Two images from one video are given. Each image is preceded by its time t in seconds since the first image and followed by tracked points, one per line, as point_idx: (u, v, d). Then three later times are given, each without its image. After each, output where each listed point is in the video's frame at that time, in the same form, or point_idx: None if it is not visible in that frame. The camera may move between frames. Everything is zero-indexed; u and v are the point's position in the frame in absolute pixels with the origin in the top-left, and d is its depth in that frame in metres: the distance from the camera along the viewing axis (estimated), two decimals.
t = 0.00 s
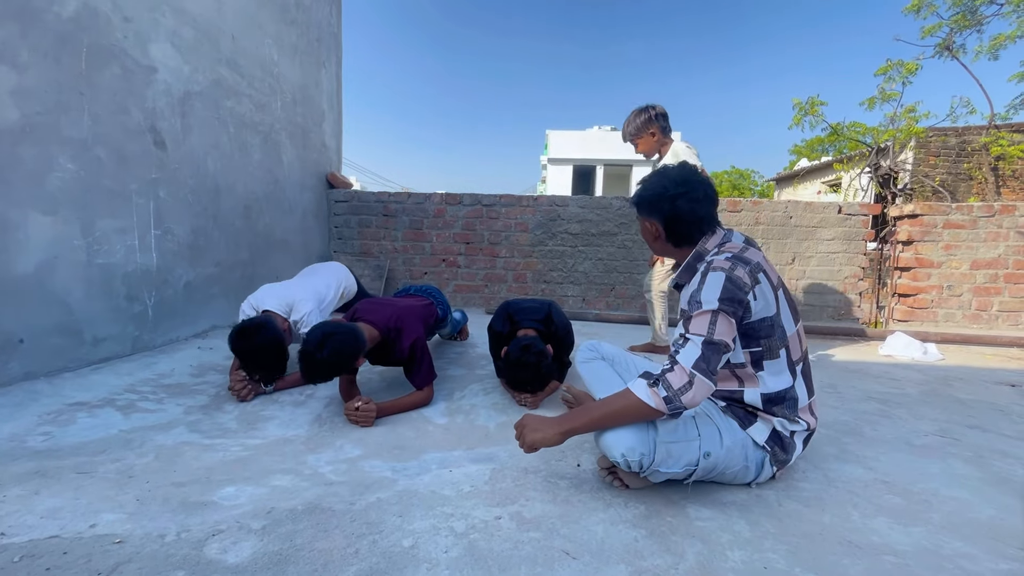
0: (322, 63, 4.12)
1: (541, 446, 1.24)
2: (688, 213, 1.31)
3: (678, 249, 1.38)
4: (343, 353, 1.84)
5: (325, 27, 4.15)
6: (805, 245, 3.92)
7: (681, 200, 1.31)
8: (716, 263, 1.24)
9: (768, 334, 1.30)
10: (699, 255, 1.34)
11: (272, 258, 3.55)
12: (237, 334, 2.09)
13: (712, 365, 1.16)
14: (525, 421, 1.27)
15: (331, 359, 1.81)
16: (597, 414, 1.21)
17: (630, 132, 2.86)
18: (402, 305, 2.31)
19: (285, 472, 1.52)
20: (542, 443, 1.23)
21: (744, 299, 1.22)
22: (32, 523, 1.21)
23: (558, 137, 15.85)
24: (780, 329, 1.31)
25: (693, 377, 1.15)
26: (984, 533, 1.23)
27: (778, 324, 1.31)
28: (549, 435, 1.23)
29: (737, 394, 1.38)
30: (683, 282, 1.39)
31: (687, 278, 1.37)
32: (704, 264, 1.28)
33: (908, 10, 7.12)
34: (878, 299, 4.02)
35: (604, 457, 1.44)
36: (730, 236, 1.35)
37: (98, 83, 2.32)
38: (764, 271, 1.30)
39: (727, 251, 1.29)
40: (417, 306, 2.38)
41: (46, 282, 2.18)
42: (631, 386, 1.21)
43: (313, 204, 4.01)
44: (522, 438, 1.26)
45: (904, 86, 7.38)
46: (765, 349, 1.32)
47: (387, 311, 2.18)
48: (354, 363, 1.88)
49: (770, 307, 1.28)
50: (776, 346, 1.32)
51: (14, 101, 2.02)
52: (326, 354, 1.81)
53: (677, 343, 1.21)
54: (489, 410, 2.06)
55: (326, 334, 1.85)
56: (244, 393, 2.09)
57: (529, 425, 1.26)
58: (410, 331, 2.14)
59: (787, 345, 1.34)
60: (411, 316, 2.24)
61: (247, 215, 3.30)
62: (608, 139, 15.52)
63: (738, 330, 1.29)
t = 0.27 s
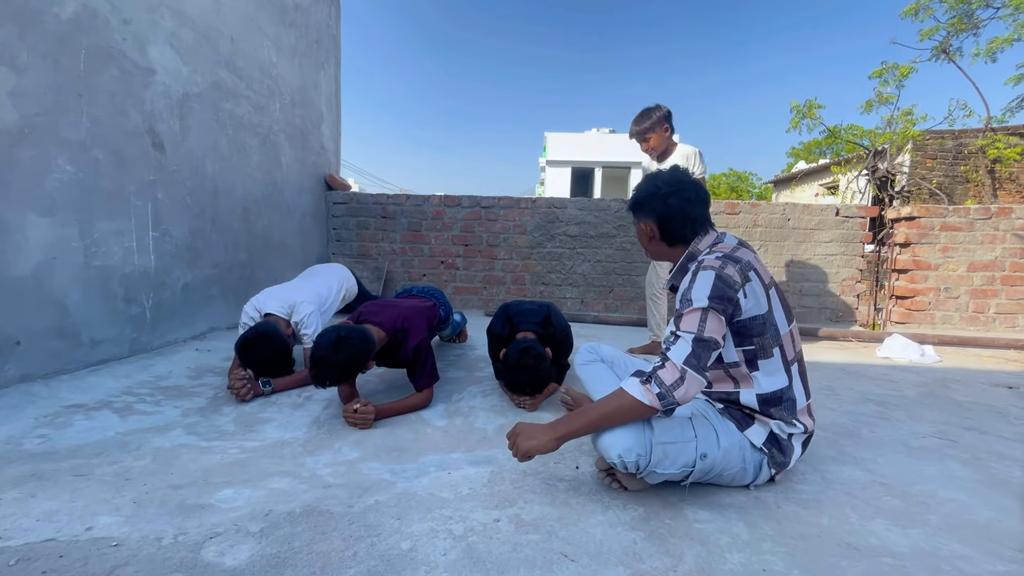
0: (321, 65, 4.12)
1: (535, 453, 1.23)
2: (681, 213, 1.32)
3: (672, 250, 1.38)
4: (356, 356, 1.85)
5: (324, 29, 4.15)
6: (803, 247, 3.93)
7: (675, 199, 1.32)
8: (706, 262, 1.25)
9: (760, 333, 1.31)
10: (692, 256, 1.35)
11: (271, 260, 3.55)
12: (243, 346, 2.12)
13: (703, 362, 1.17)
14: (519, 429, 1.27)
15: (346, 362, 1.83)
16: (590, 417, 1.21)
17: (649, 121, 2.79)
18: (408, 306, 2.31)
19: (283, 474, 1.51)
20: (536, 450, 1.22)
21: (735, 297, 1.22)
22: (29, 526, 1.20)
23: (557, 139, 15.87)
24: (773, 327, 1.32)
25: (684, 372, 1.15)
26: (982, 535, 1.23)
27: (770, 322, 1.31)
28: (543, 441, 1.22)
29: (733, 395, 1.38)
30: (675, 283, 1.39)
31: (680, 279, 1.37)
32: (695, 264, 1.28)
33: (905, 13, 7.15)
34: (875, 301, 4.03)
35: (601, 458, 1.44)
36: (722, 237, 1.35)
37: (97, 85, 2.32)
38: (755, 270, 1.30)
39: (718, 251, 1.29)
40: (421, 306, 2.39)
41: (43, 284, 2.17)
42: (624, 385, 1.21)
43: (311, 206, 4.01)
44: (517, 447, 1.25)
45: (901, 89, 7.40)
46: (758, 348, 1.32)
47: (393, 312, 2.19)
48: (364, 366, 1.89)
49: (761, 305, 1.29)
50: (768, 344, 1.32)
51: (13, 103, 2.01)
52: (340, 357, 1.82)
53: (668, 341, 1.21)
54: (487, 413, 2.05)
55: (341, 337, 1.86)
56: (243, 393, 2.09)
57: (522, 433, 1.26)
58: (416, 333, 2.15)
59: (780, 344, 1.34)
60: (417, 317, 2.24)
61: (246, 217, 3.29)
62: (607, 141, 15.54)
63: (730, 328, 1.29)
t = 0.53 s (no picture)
0: (319, 66, 4.12)
1: (535, 452, 1.23)
2: (677, 214, 1.32)
3: (670, 251, 1.38)
4: (367, 352, 1.88)
5: (323, 31, 4.15)
6: (801, 248, 3.94)
7: (671, 201, 1.33)
8: (707, 263, 1.25)
9: (761, 332, 1.31)
10: (691, 258, 1.35)
11: (268, 261, 3.54)
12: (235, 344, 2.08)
13: (707, 361, 1.17)
14: (520, 426, 1.26)
15: (359, 357, 1.86)
16: (592, 416, 1.20)
17: (676, 125, 2.79)
18: (413, 306, 2.34)
19: (281, 476, 1.51)
20: (536, 449, 1.22)
21: (736, 297, 1.23)
22: (24, 528, 1.20)
23: (555, 141, 15.88)
24: (772, 327, 1.32)
25: (689, 372, 1.15)
26: (980, 536, 1.24)
27: (770, 321, 1.31)
28: (544, 440, 1.22)
29: (734, 395, 1.38)
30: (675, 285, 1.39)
31: (680, 281, 1.37)
32: (695, 265, 1.29)
33: (902, 15, 7.17)
34: (873, 302, 4.04)
35: (600, 460, 1.43)
36: (721, 238, 1.35)
37: (95, 85, 2.31)
38: (754, 269, 1.31)
39: (717, 252, 1.29)
40: (426, 308, 2.39)
41: (40, 285, 2.16)
42: (628, 384, 1.21)
43: (309, 207, 4.00)
44: (517, 444, 1.25)
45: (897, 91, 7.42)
46: (758, 348, 1.33)
47: (397, 311, 2.21)
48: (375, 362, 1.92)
49: (761, 305, 1.29)
50: (768, 344, 1.33)
51: (10, 103, 2.01)
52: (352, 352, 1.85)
53: (672, 341, 1.21)
54: (486, 414, 2.05)
55: (353, 332, 1.89)
56: (239, 395, 2.08)
57: (523, 430, 1.25)
58: (420, 332, 2.16)
59: (780, 343, 1.35)
60: (422, 317, 2.26)
61: (244, 218, 3.29)
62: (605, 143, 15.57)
63: (731, 328, 1.30)
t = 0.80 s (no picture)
0: (317, 67, 4.12)
1: (531, 455, 1.22)
2: (674, 214, 1.32)
3: (667, 252, 1.38)
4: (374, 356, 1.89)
5: (321, 31, 4.15)
6: (798, 250, 3.95)
7: (667, 201, 1.33)
8: (702, 266, 1.25)
9: (757, 333, 1.31)
10: (687, 259, 1.35)
11: (266, 262, 3.54)
12: (227, 347, 2.06)
13: (701, 364, 1.17)
14: (515, 431, 1.26)
15: (367, 361, 1.88)
16: (588, 419, 1.20)
17: (668, 124, 2.79)
18: (418, 306, 2.35)
19: (278, 477, 1.50)
20: (533, 452, 1.21)
21: (732, 299, 1.23)
22: (19, 530, 1.19)
23: (553, 142, 15.89)
24: (769, 328, 1.32)
25: (683, 374, 1.15)
26: (977, 537, 1.24)
27: (766, 322, 1.31)
28: (541, 443, 1.21)
29: (731, 397, 1.38)
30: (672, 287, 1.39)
31: (677, 283, 1.37)
32: (692, 267, 1.29)
33: (899, 17, 7.19)
34: (869, 303, 4.05)
35: (598, 461, 1.44)
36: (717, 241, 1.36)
37: (91, 85, 2.31)
38: (750, 271, 1.31)
39: (713, 254, 1.30)
40: (428, 309, 2.39)
41: (36, 285, 2.15)
42: (623, 386, 1.21)
43: (307, 208, 4.00)
44: (512, 448, 1.24)
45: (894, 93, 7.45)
46: (754, 349, 1.33)
47: (401, 313, 2.22)
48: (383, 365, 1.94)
49: (757, 306, 1.29)
50: (764, 345, 1.33)
51: (6, 103, 2.00)
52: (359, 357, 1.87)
53: (667, 343, 1.21)
54: (484, 415, 2.05)
55: (360, 336, 1.90)
56: (236, 397, 2.07)
57: (518, 435, 1.25)
58: (422, 332, 2.18)
59: (776, 345, 1.35)
60: (425, 318, 2.28)
61: (241, 218, 3.28)
62: (603, 144, 15.59)
63: (727, 330, 1.30)
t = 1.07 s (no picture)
0: (316, 66, 4.11)
1: (531, 457, 1.22)
2: (673, 214, 1.33)
3: (664, 252, 1.38)
4: (374, 361, 1.90)
5: (319, 31, 4.15)
6: (796, 250, 3.96)
7: (667, 200, 1.33)
8: (700, 266, 1.25)
9: (754, 333, 1.31)
10: (684, 260, 1.36)
11: (263, 262, 3.53)
12: (231, 350, 2.06)
13: (700, 365, 1.17)
14: (514, 432, 1.26)
15: (368, 367, 1.89)
16: (587, 421, 1.20)
17: (640, 119, 2.76)
18: (417, 306, 2.36)
19: (275, 478, 1.50)
20: (532, 454, 1.21)
21: (729, 300, 1.23)
22: (15, 531, 1.19)
23: (551, 143, 15.89)
24: (766, 328, 1.33)
25: (682, 376, 1.16)
26: (973, 537, 1.24)
27: (764, 322, 1.32)
28: (539, 445, 1.21)
29: (729, 397, 1.39)
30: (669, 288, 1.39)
31: (674, 283, 1.37)
32: (689, 268, 1.29)
33: (896, 19, 7.22)
34: (866, 304, 4.06)
35: (597, 462, 1.44)
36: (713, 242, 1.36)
37: (88, 85, 2.30)
38: (747, 271, 1.31)
39: (710, 255, 1.30)
40: (427, 309, 2.39)
41: (32, 286, 2.14)
42: (622, 389, 1.21)
43: (305, 208, 3.99)
44: (512, 450, 1.24)
45: (891, 94, 7.47)
46: (752, 349, 1.33)
47: (400, 313, 2.23)
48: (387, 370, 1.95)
49: (755, 306, 1.29)
50: (762, 345, 1.33)
51: (3, 103, 1.99)
52: (360, 364, 1.88)
53: (665, 345, 1.21)
54: (482, 415, 2.05)
55: (358, 344, 1.90)
56: (233, 398, 2.07)
57: (517, 436, 1.25)
58: (420, 333, 2.18)
59: (774, 344, 1.35)
60: (424, 317, 2.29)
61: (239, 218, 3.27)
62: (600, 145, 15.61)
63: (725, 330, 1.30)
